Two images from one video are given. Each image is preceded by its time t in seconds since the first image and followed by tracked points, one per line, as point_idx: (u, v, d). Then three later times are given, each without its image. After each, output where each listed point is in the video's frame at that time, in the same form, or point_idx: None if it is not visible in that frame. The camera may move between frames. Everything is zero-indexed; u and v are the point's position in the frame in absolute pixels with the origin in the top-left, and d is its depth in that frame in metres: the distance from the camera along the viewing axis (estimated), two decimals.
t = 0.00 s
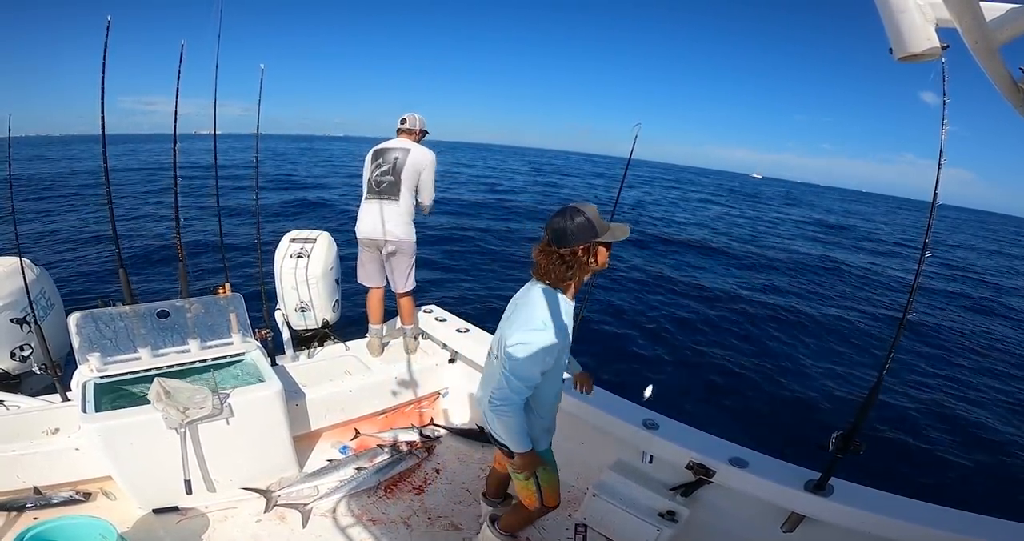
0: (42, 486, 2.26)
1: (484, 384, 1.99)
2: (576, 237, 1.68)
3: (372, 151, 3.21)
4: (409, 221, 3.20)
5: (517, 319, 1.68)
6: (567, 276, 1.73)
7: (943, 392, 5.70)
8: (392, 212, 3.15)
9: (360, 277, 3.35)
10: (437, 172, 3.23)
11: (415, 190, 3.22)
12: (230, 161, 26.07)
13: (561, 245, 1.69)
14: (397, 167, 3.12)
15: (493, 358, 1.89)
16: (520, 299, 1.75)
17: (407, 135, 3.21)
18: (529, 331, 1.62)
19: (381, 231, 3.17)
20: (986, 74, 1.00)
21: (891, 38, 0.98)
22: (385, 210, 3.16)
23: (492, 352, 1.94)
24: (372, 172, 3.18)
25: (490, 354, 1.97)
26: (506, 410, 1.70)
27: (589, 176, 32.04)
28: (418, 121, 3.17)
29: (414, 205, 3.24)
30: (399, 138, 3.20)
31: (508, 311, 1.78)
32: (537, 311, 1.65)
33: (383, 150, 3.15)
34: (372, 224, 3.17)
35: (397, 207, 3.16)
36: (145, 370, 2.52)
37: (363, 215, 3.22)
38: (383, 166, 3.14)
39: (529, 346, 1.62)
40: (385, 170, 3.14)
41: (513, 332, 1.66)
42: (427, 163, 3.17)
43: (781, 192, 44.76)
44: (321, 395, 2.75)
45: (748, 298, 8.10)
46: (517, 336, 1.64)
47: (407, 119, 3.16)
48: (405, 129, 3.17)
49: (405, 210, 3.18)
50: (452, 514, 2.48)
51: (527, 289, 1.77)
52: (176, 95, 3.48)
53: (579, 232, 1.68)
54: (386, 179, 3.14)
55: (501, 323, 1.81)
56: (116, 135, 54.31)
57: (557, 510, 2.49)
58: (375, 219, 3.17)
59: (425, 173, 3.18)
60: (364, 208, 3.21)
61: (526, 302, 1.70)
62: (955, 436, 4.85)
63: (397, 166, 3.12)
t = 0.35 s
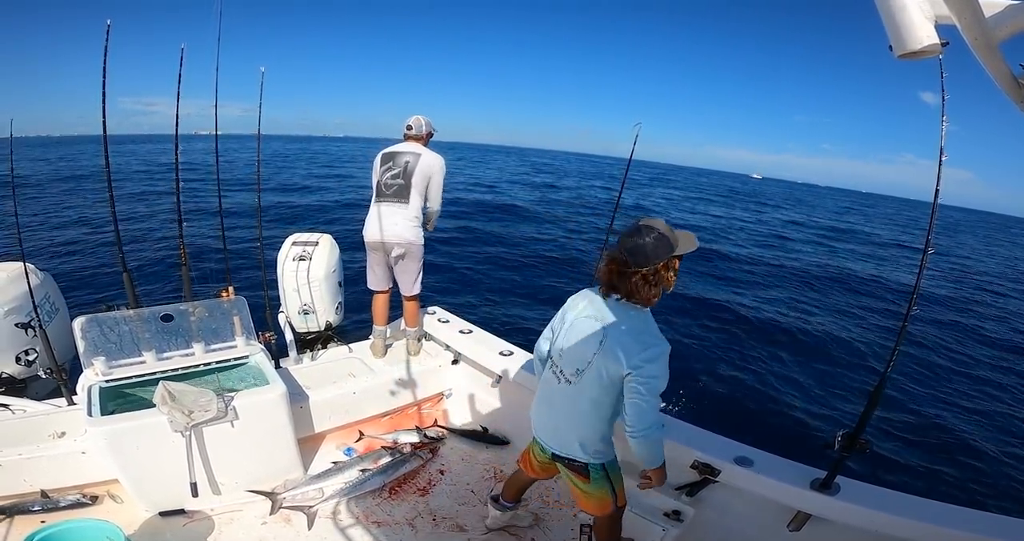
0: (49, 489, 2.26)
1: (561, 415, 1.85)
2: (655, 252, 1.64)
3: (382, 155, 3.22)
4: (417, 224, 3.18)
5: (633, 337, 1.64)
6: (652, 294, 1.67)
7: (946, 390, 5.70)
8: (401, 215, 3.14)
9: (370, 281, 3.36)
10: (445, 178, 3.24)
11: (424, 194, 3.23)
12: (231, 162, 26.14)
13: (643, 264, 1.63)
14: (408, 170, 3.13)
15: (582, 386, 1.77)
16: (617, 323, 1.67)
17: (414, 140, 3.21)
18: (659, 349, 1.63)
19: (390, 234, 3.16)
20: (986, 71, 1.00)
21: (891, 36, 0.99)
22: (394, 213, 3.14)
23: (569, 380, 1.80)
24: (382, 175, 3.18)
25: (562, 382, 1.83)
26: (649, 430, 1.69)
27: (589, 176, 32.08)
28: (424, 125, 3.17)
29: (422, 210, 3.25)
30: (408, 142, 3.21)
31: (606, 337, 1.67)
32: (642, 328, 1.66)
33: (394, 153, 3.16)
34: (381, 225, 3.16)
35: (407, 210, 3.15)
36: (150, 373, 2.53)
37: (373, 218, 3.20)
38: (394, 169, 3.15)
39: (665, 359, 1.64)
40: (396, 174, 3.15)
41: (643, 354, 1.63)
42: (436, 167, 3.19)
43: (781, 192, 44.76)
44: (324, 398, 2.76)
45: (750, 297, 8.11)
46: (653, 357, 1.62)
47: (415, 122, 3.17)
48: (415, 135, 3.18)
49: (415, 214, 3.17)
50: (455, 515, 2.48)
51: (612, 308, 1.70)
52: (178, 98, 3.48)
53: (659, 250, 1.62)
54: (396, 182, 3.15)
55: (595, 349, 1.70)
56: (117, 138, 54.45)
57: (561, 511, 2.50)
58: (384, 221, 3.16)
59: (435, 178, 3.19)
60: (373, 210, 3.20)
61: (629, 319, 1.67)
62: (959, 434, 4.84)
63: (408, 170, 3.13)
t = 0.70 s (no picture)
0: (53, 490, 2.27)
1: (654, 439, 1.74)
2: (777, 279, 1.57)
3: (379, 149, 3.15)
4: (427, 219, 3.23)
5: (757, 361, 1.58)
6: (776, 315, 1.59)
7: (946, 388, 5.71)
8: (410, 214, 3.17)
9: (375, 278, 3.36)
10: (447, 169, 3.25)
11: (429, 187, 3.25)
12: (231, 162, 26.15)
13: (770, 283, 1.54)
14: (412, 168, 3.12)
15: (687, 409, 1.69)
16: (736, 346, 1.59)
17: (412, 132, 3.18)
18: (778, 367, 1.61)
19: (400, 233, 3.19)
20: (985, 67, 1.00)
21: (890, 32, 0.99)
22: (404, 213, 3.17)
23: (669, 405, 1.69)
24: (385, 173, 3.14)
25: (658, 407, 1.70)
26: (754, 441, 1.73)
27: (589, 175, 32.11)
28: (421, 116, 3.15)
29: (429, 203, 3.28)
30: (405, 136, 3.17)
31: (724, 361, 1.60)
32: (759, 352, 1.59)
33: (395, 150, 3.10)
34: (393, 226, 3.18)
35: (414, 208, 3.18)
36: (151, 374, 2.54)
37: (379, 217, 3.21)
38: (396, 168, 3.11)
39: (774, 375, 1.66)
40: (400, 173, 3.12)
41: (768, 378, 1.59)
42: (438, 159, 3.18)
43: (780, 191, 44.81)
44: (325, 398, 2.76)
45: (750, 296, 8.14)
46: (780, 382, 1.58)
47: (411, 115, 3.14)
48: (411, 128, 3.17)
49: (423, 209, 3.22)
50: (457, 514, 2.48)
51: (721, 329, 1.61)
52: (176, 98, 3.47)
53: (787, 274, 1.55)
54: (401, 182, 3.13)
55: (713, 372, 1.61)
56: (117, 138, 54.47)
57: (564, 509, 2.51)
58: (395, 221, 3.18)
59: (438, 172, 3.20)
60: (379, 211, 3.20)
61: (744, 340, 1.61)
62: (959, 432, 4.85)
63: (412, 168, 3.12)
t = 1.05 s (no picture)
0: (52, 487, 2.27)
1: (685, 435, 1.76)
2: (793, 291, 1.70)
3: (375, 154, 3.10)
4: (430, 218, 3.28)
5: (789, 362, 1.62)
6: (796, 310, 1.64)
7: (943, 386, 5.74)
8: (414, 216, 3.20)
9: (375, 273, 3.34)
10: (445, 165, 3.26)
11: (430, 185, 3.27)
12: (229, 162, 26.10)
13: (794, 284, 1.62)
14: (412, 172, 3.12)
15: (718, 407, 1.71)
16: (771, 346, 1.62)
17: (403, 129, 3.16)
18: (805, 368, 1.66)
19: (406, 235, 3.22)
20: (984, 66, 1.00)
21: (890, 31, 0.99)
22: (409, 216, 3.19)
23: (703, 402, 1.70)
24: (385, 180, 3.11)
25: (692, 403, 1.71)
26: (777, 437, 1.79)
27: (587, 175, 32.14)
28: (412, 116, 3.13)
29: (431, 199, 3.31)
30: (396, 135, 3.14)
31: (761, 361, 1.63)
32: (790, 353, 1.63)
33: (393, 155, 3.07)
34: (399, 230, 3.19)
35: (417, 210, 3.20)
36: (149, 370, 2.54)
37: (382, 222, 3.20)
38: (397, 174, 3.10)
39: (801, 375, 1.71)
40: (401, 178, 3.11)
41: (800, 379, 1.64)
42: (435, 157, 3.19)
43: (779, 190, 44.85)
44: (323, 394, 2.75)
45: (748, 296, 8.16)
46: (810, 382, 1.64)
47: (402, 114, 3.11)
48: (401, 124, 3.13)
49: (426, 208, 3.25)
50: (455, 510, 2.49)
51: (759, 329, 1.62)
52: (173, 96, 3.45)
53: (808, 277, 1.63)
54: (403, 187, 3.12)
55: (749, 372, 1.64)
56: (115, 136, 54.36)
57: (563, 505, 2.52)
58: (401, 225, 3.18)
59: (438, 171, 3.21)
60: (382, 217, 3.18)
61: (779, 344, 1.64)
62: (956, 430, 4.87)
63: (412, 172, 3.12)
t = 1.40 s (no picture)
0: (47, 485, 2.26)
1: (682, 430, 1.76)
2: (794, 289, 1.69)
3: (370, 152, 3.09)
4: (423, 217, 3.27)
5: (779, 349, 1.62)
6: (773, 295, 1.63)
7: (939, 387, 5.76)
8: (407, 215, 3.18)
9: (370, 269, 3.34)
10: (440, 164, 3.25)
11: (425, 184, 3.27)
12: (227, 162, 26.06)
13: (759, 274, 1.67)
14: (407, 169, 3.11)
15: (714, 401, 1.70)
16: (761, 337, 1.61)
17: (400, 128, 3.15)
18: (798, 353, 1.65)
19: (401, 232, 3.20)
20: (982, 67, 1.00)
21: (889, 31, 0.99)
22: (403, 215, 3.17)
23: (699, 397, 1.69)
24: (379, 177, 3.10)
25: (687, 399, 1.70)
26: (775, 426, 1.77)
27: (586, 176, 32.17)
28: (410, 115, 3.13)
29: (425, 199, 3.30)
30: (393, 134, 3.13)
31: (751, 352, 1.62)
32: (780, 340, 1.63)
33: (388, 152, 3.07)
34: (393, 228, 3.18)
35: (411, 208, 3.19)
36: (145, 367, 2.54)
37: (376, 221, 3.19)
38: (391, 171, 3.09)
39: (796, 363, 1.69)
40: (395, 175, 3.10)
41: (792, 365, 1.62)
42: (431, 156, 3.19)
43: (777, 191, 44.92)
44: (321, 391, 2.75)
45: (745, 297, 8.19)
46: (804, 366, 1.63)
47: (400, 113, 3.11)
48: (399, 124, 3.13)
49: (421, 207, 3.24)
50: (452, 508, 2.49)
51: (747, 320, 1.62)
52: (172, 93, 3.45)
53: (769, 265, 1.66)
54: (398, 184, 3.11)
55: (741, 364, 1.63)
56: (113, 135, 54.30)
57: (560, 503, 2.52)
58: (395, 223, 3.17)
59: (432, 170, 3.20)
60: (376, 215, 3.17)
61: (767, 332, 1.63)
62: (952, 429, 4.89)
63: (407, 169, 3.11)
